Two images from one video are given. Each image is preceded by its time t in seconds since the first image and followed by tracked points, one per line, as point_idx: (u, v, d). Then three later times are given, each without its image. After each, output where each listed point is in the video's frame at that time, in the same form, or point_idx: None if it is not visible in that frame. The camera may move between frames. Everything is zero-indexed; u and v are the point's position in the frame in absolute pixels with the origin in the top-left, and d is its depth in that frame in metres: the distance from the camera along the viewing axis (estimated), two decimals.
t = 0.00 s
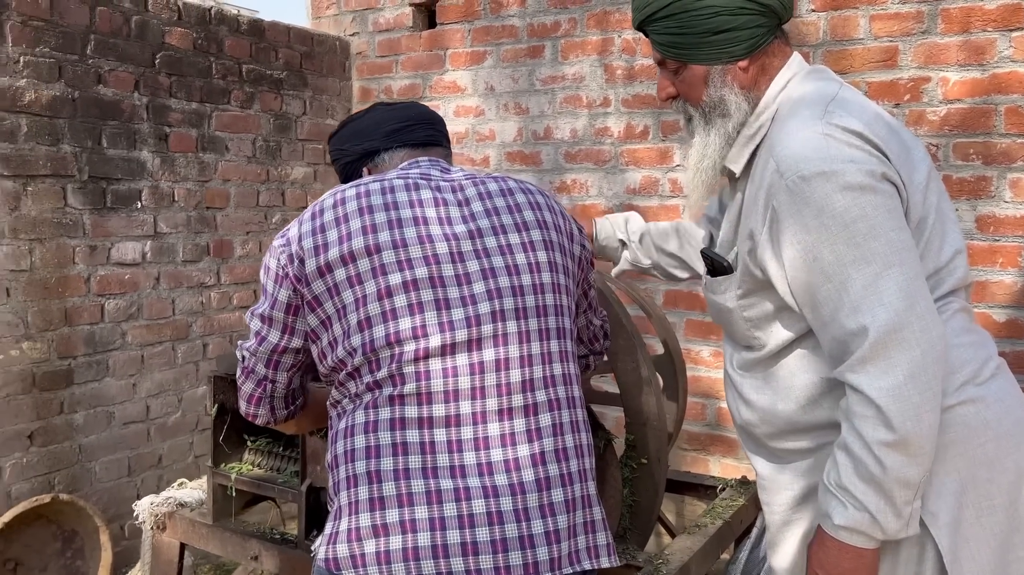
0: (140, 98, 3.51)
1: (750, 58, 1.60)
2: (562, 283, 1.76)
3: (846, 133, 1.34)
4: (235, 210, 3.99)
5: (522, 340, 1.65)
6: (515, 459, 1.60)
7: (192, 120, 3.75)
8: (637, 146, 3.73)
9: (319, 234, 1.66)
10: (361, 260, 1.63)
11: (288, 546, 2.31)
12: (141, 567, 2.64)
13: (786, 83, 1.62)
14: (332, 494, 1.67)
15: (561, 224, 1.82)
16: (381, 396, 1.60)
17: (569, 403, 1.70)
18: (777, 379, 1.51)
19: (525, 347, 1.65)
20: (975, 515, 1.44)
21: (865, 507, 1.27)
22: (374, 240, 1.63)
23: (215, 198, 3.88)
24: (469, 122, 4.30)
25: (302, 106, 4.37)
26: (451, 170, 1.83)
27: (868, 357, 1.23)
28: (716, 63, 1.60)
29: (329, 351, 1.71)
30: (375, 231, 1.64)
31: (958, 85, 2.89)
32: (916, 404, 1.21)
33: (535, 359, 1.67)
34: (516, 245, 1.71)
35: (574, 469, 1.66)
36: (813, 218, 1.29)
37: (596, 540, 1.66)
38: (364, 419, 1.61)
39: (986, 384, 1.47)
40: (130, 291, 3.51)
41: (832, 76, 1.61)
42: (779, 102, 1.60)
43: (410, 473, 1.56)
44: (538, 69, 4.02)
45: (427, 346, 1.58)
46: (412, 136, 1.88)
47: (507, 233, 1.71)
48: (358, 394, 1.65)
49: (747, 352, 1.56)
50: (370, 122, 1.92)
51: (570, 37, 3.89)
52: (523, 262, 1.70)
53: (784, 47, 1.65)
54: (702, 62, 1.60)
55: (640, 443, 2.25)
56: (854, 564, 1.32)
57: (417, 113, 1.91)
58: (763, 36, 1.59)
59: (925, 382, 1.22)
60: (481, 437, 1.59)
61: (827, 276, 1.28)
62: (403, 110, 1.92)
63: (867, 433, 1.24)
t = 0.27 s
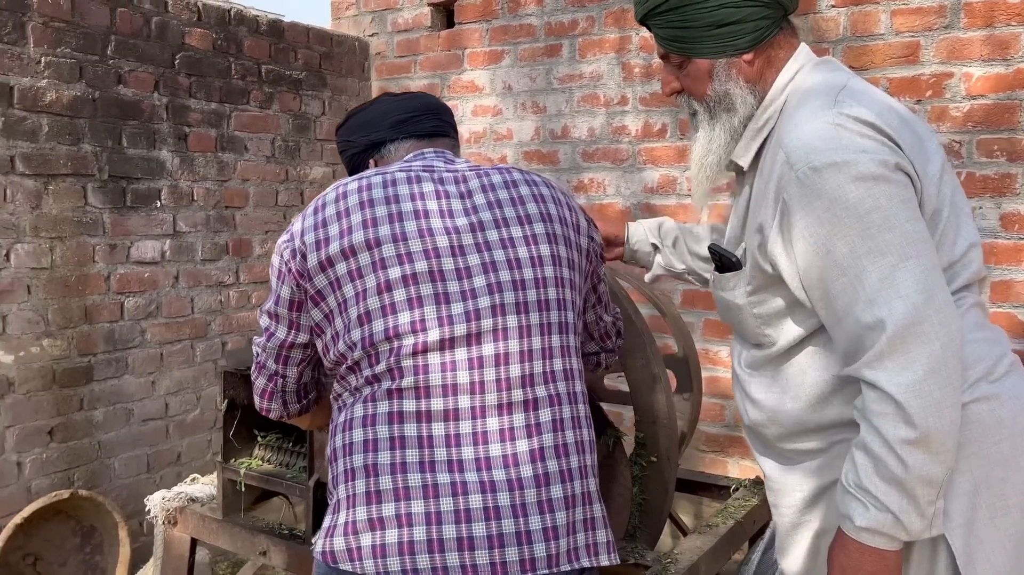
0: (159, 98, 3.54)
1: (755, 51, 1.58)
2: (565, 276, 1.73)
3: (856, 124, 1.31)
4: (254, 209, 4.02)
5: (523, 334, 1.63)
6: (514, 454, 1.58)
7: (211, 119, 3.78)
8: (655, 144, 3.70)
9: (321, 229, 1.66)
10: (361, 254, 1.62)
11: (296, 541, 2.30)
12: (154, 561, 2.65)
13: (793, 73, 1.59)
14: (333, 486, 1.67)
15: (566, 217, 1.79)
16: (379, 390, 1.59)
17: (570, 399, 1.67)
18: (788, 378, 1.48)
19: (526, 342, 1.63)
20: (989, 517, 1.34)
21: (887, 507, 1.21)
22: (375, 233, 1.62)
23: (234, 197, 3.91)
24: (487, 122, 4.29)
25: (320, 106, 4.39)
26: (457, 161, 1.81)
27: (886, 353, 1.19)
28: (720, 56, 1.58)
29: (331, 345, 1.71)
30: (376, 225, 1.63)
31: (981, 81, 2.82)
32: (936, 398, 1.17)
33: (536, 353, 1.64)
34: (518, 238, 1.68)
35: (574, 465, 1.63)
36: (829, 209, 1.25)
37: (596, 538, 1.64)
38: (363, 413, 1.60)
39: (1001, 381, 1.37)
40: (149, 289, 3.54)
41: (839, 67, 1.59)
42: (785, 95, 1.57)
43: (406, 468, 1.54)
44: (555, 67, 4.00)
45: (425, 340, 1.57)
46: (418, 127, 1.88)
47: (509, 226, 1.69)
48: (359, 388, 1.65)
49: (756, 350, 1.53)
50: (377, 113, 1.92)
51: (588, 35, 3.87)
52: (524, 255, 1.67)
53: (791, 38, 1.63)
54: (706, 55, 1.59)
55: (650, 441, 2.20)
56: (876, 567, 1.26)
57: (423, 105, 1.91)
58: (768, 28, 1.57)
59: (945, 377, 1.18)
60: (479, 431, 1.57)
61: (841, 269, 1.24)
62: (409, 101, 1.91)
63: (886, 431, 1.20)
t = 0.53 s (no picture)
0: (182, 103, 3.60)
1: (758, 47, 1.57)
2: (569, 281, 1.72)
3: (858, 125, 1.30)
4: (275, 213, 4.06)
5: (521, 337, 1.62)
6: (504, 456, 1.57)
7: (234, 124, 3.83)
8: (673, 147, 3.67)
9: (330, 222, 1.68)
10: (365, 250, 1.64)
11: (302, 540, 2.32)
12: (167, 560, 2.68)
13: (798, 69, 1.58)
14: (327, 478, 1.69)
15: (574, 222, 1.78)
16: (375, 386, 1.61)
17: (566, 404, 1.66)
18: (785, 378, 1.46)
19: (524, 345, 1.62)
20: (986, 526, 1.25)
21: (875, 510, 1.18)
22: (379, 230, 1.64)
23: (256, 201, 3.96)
24: (507, 125, 4.29)
25: (342, 110, 4.43)
26: (469, 161, 1.81)
27: (877, 353, 1.17)
28: (722, 53, 1.58)
29: (334, 339, 1.73)
30: (382, 221, 1.64)
31: (1005, 81, 2.76)
32: (927, 401, 1.14)
33: (532, 357, 1.63)
34: (522, 242, 1.68)
35: (564, 471, 1.62)
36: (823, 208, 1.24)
37: (582, 544, 1.62)
38: (358, 408, 1.62)
39: (998, 385, 1.28)
40: (172, 292, 3.60)
41: (847, 65, 1.57)
42: (789, 91, 1.56)
43: (396, 465, 1.55)
44: (573, 70, 4.00)
45: (422, 338, 1.58)
46: (437, 125, 1.88)
47: (514, 229, 1.68)
48: (357, 383, 1.66)
49: (755, 348, 1.51)
50: (395, 110, 1.92)
51: (606, 38, 3.86)
52: (527, 259, 1.67)
53: (796, 35, 1.61)
54: (708, 52, 1.59)
55: (656, 445, 2.17)
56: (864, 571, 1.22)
57: (444, 102, 1.91)
58: (772, 24, 1.56)
59: (938, 380, 1.15)
60: (472, 431, 1.57)
61: (835, 267, 1.23)
62: (428, 99, 1.91)
63: (876, 433, 1.16)
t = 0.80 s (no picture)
0: (209, 110, 3.70)
1: (755, 47, 1.58)
2: (561, 280, 1.75)
3: (839, 123, 1.35)
4: (300, 217, 4.15)
5: (512, 335, 1.65)
6: (494, 452, 1.60)
7: (259, 131, 3.92)
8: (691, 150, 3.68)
9: (328, 225, 1.74)
10: (361, 251, 1.68)
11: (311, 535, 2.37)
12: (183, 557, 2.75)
13: (793, 70, 1.59)
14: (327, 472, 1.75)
15: (567, 222, 1.81)
16: (371, 383, 1.66)
17: (556, 400, 1.68)
18: (775, 374, 1.49)
19: (514, 343, 1.65)
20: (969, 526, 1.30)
21: (841, 507, 1.26)
22: (375, 231, 1.68)
23: (280, 206, 4.05)
24: (526, 130, 4.33)
25: (365, 116, 4.51)
26: (464, 164, 1.85)
27: (845, 355, 1.24)
28: (719, 52, 1.59)
29: (334, 338, 1.78)
30: (377, 223, 1.69)
31: None
32: (893, 402, 1.21)
33: (524, 355, 1.66)
34: (514, 242, 1.71)
35: (554, 466, 1.64)
36: (800, 208, 1.32)
37: (571, 538, 1.65)
38: (355, 405, 1.67)
39: (986, 389, 1.33)
40: (198, 294, 3.69)
41: (842, 64, 1.58)
42: (784, 91, 1.58)
43: (389, 459, 1.60)
44: (592, 75, 4.02)
45: (415, 337, 1.62)
46: (435, 132, 1.92)
47: (506, 230, 1.71)
48: (354, 381, 1.72)
49: (748, 345, 1.54)
50: (397, 117, 1.97)
51: (625, 42, 3.88)
52: (519, 258, 1.70)
53: (794, 35, 1.62)
54: (706, 51, 1.60)
55: (657, 445, 2.15)
56: (833, 566, 1.30)
57: (445, 109, 1.95)
58: (768, 24, 1.57)
59: (905, 381, 1.22)
60: (463, 428, 1.60)
61: (813, 268, 1.31)
62: (429, 107, 1.96)
63: (843, 432, 1.24)
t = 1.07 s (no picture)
0: (230, 117, 3.76)
1: (752, 43, 1.52)
2: (542, 283, 1.75)
3: (829, 122, 1.30)
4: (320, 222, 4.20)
5: (491, 340, 1.66)
6: (476, 456, 1.61)
7: (280, 136, 3.98)
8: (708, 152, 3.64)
9: (309, 238, 1.76)
10: (341, 262, 1.70)
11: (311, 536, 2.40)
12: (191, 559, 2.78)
13: (791, 67, 1.53)
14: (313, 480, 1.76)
15: (547, 225, 1.81)
16: (353, 392, 1.67)
17: (538, 403, 1.68)
18: (766, 377, 1.46)
19: (494, 347, 1.66)
20: (958, 537, 1.27)
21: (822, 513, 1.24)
22: (354, 242, 1.70)
23: (301, 210, 4.10)
24: (545, 132, 4.33)
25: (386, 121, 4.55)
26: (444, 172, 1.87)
27: (826, 358, 1.22)
28: (714, 50, 1.54)
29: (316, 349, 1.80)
30: (357, 233, 1.71)
31: None
32: (875, 407, 1.18)
33: (504, 359, 1.67)
34: (494, 247, 1.71)
35: (536, 469, 1.64)
36: (785, 209, 1.29)
37: (555, 541, 1.65)
38: (337, 413, 1.69)
39: (978, 396, 1.29)
40: (219, 298, 3.76)
41: (841, 61, 1.51)
42: (780, 89, 1.52)
43: (371, 466, 1.61)
44: (610, 77, 4.01)
45: (395, 344, 1.63)
46: (417, 139, 1.92)
47: (486, 235, 1.72)
48: (337, 389, 1.74)
49: (742, 347, 1.51)
50: (379, 125, 1.98)
51: (642, 44, 3.86)
52: (498, 263, 1.70)
53: (793, 31, 1.56)
54: (701, 49, 1.55)
55: (652, 450, 2.12)
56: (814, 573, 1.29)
57: (427, 117, 1.96)
58: (766, 19, 1.50)
59: (887, 386, 1.19)
60: (444, 433, 1.61)
61: (799, 270, 1.27)
62: (411, 114, 1.97)
63: (823, 436, 1.22)
